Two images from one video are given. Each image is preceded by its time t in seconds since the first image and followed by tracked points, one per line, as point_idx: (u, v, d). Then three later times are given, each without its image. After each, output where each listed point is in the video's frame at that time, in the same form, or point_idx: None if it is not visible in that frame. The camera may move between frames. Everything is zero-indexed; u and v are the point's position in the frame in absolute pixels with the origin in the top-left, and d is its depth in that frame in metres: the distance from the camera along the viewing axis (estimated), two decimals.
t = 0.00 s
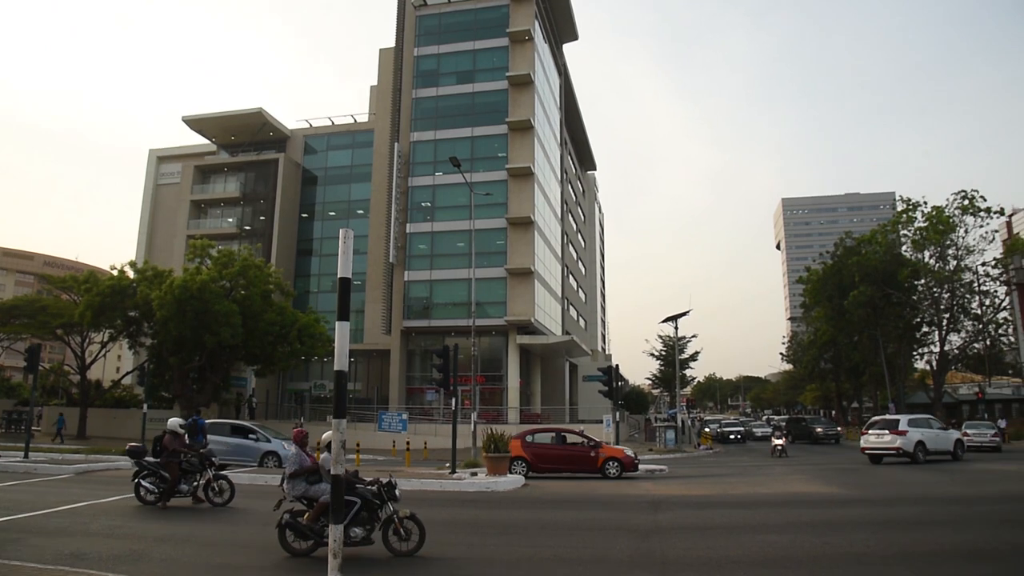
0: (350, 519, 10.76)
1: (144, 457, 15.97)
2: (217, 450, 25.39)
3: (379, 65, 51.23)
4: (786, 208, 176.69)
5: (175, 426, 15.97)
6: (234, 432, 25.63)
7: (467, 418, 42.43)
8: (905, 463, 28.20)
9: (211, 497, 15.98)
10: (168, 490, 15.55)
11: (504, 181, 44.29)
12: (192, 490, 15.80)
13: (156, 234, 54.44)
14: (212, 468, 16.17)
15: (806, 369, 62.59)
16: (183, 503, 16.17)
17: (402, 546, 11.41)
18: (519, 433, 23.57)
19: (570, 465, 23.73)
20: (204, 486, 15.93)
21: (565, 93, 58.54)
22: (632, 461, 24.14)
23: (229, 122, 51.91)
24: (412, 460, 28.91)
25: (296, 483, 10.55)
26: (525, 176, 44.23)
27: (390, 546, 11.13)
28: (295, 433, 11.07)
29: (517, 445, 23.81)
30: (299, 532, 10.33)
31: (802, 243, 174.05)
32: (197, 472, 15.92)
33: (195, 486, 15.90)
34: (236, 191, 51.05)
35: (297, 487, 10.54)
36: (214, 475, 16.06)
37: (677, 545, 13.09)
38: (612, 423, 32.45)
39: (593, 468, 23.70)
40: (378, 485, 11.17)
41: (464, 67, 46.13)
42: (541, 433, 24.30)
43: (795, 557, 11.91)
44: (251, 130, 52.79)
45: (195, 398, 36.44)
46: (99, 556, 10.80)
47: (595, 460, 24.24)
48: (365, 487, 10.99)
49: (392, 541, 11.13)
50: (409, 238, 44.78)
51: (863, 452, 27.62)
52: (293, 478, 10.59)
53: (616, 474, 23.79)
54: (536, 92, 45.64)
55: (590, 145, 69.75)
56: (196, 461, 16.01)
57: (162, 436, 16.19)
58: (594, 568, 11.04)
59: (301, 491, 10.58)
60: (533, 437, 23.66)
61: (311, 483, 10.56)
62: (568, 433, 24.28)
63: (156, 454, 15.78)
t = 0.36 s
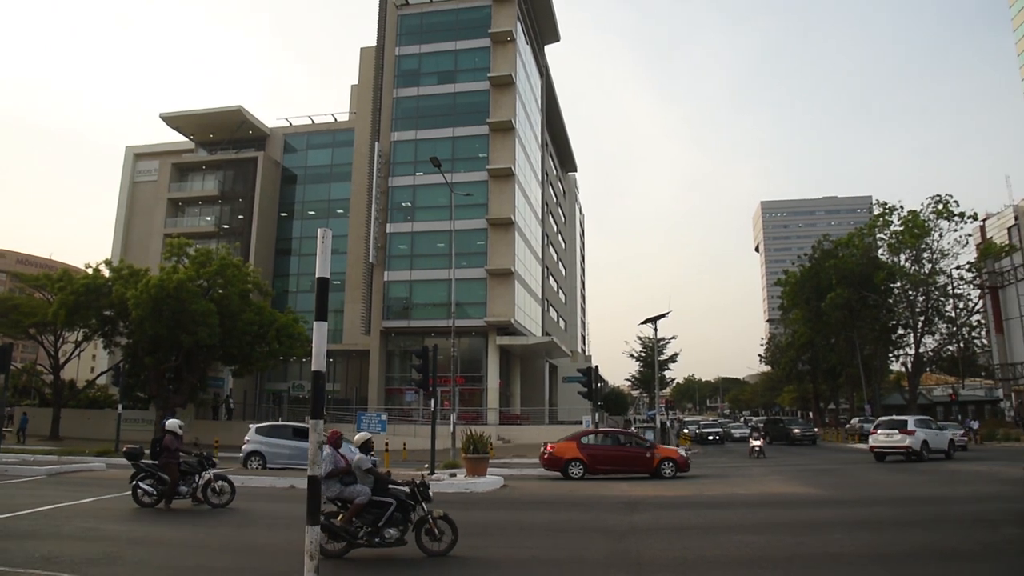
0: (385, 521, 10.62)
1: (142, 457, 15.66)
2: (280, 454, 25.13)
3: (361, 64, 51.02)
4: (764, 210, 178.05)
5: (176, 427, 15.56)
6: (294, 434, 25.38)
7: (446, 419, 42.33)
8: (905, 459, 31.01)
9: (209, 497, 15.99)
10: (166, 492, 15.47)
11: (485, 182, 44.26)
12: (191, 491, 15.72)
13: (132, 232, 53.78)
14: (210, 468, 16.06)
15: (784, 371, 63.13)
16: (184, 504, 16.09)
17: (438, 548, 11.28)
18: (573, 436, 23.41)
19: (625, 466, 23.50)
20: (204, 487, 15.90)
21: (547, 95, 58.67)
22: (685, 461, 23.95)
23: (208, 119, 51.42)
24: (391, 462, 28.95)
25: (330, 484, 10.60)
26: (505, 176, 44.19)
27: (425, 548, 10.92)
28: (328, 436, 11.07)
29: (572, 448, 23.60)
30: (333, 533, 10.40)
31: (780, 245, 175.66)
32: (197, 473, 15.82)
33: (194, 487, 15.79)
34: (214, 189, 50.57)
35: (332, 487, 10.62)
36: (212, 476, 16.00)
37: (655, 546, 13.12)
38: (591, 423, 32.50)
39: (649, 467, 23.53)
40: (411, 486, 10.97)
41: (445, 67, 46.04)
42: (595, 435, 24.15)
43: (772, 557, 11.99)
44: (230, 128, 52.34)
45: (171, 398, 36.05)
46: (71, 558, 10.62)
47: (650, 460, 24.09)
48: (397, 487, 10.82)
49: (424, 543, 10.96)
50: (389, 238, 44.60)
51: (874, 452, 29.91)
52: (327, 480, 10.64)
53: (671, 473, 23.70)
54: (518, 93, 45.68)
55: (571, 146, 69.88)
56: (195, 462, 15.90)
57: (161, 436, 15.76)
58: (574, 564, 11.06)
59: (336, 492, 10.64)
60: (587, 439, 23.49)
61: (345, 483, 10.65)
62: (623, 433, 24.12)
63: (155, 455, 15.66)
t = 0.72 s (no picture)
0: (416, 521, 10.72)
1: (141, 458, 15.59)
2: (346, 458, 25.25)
3: (343, 63, 50.81)
4: (745, 213, 179.47)
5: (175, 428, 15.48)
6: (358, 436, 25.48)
7: (427, 419, 42.26)
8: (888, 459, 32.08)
9: (208, 498, 15.97)
10: (167, 494, 15.35)
11: (466, 182, 44.22)
12: (191, 493, 15.66)
13: (110, 230, 53.16)
14: (209, 469, 15.99)
15: (763, 372, 63.63)
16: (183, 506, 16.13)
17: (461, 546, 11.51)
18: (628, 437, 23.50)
19: (677, 467, 23.87)
20: (203, 488, 15.88)
21: (530, 96, 58.75)
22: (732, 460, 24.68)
23: (188, 117, 50.97)
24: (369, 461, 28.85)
25: (361, 486, 10.57)
26: (488, 177, 44.20)
27: (452, 547, 11.12)
28: (361, 435, 10.82)
29: (626, 449, 23.78)
30: (365, 535, 10.49)
31: (761, 248, 177.05)
32: (197, 474, 15.75)
33: (193, 489, 15.71)
34: (194, 188, 50.12)
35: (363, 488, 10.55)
36: (212, 477, 16.00)
37: (634, 546, 13.17)
38: (572, 425, 32.54)
39: (700, 467, 23.94)
40: (441, 485, 11.03)
41: (428, 67, 45.94)
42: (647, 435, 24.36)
43: (750, 557, 12.07)
44: (210, 126, 51.92)
45: (149, 399, 35.68)
46: (43, 561, 10.47)
47: (699, 459, 24.56)
48: (429, 489, 10.86)
49: (453, 540, 11.18)
50: (370, 238, 44.43)
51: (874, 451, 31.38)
52: (358, 482, 10.61)
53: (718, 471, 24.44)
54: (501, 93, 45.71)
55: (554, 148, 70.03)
56: (195, 463, 15.86)
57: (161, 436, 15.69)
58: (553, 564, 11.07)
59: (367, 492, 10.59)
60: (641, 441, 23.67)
61: (376, 484, 10.59)
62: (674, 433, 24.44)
63: (153, 458, 15.53)
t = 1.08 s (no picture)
0: (435, 522, 10.87)
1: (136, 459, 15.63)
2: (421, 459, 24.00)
3: (325, 62, 50.57)
4: (726, 214, 180.63)
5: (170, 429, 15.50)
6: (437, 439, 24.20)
7: (408, 420, 42.18)
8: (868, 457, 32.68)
9: (205, 498, 16.00)
10: (164, 493, 15.40)
11: (449, 183, 44.18)
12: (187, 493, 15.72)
13: (87, 229, 52.51)
14: (207, 470, 16.08)
15: (743, 373, 64.05)
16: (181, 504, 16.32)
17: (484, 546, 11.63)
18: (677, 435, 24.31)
19: (721, 464, 24.76)
20: (200, 489, 15.92)
21: (513, 97, 58.80)
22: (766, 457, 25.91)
23: (168, 115, 50.53)
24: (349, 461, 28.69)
25: (383, 487, 10.73)
26: (471, 178, 44.19)
27: (472, 547, 11.24)
28: (384, 436, 10.92)
29: (674, 447, 24.52)
30: (385, 535, 10.71)
31: (742, 250, 178.25)
32: (193, 475, 15.92)
33: (190, 490, 16.13)
34: (174, 187, 49.67)
35: (385, 490, 10.72)
36: (209, 478, 16.06)
37: (615, 546, 13.25)
38: (553, 425, 32.62)
39: (741, 464, 24.91)
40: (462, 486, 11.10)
41: (410, 67, 45.84)
42: (691, 433, 25.25)
43: (730, 557, 12.13)
44: (190, 124, 51.47)
45: (126, 399, 35.32)
46: (20, 564, 10.33)
47: (738, 457, 25.53)
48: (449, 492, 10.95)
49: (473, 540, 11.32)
50: (352, 238, 44.24)
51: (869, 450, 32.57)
52: (380, 482, 10.77)
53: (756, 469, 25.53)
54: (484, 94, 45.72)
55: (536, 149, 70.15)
56: (190, 463, 15.95)
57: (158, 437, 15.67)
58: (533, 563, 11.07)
59: (389, 494, 10.75)
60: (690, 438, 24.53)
61: (396, 486, 10.75)
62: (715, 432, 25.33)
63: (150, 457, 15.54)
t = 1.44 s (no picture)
0: (444, 522, 10.81)
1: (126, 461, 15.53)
2: (486, 461, 23.91)
3: (307, 61, 50.33)
4: (708, 216, 181.77)
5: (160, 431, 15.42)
6: (503, 442, 24.04)
7: (389, 420, 42.10)
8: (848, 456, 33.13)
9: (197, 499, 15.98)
10: (156, 494, 15.31)
11: (431, 183, 44.13)
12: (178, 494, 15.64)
13: (64, 227, 51.82)
14: (198, 470, 16.10)
15: (724, 374, 64.45)
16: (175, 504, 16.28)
17: (491, 547, 11.60)
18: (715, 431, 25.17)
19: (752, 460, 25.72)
20: (192, 489, 15.89)
21: (497, 97, 58.85)
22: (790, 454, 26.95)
23: (149, 113, 50.05)
24: (330, 462, 28.65)
25: (391, 487, 10.70)
26: (453, 178, 44.18)
27: (479, 547, 11.23)
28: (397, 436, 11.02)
29: (712, 445, 25.26)
30: (394, 535, 10.69)
31: (723, 251, 179.35)
32: (184, 475, 15.96)
33: (182, 490, 16.01)
34: (153, 185, 49.18)
35: (394, 489, 10.69)
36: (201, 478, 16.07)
37: (596, 546, 13.28)
38: (535, 426, 32.66)
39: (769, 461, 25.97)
40: (471, 487, 11.11)
41: (393, 67, 45.74)
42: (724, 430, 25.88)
43: (708, 557, 12.18)
44: (171, 122, 51.03)
45: (104, 399, 35.00)
46: None
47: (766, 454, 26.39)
48: (458, 492, 10.96)
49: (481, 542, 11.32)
50: (333, 237, 44.07)
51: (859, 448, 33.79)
52: (389, 482, 10.73)
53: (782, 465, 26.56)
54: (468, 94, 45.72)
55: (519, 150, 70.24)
56: (180, 465, 15.99)
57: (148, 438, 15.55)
58: (511, 560, 11.07)
59: (399, 494, 10.71)
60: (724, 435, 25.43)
61: (406, 486, 10.73)
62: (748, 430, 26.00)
63: (141, 459, 15.43)
